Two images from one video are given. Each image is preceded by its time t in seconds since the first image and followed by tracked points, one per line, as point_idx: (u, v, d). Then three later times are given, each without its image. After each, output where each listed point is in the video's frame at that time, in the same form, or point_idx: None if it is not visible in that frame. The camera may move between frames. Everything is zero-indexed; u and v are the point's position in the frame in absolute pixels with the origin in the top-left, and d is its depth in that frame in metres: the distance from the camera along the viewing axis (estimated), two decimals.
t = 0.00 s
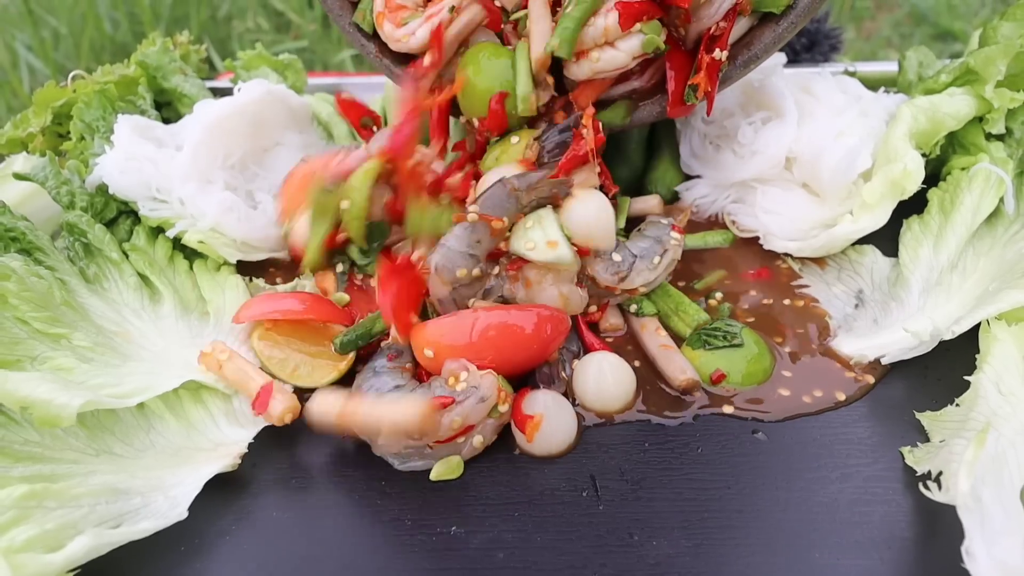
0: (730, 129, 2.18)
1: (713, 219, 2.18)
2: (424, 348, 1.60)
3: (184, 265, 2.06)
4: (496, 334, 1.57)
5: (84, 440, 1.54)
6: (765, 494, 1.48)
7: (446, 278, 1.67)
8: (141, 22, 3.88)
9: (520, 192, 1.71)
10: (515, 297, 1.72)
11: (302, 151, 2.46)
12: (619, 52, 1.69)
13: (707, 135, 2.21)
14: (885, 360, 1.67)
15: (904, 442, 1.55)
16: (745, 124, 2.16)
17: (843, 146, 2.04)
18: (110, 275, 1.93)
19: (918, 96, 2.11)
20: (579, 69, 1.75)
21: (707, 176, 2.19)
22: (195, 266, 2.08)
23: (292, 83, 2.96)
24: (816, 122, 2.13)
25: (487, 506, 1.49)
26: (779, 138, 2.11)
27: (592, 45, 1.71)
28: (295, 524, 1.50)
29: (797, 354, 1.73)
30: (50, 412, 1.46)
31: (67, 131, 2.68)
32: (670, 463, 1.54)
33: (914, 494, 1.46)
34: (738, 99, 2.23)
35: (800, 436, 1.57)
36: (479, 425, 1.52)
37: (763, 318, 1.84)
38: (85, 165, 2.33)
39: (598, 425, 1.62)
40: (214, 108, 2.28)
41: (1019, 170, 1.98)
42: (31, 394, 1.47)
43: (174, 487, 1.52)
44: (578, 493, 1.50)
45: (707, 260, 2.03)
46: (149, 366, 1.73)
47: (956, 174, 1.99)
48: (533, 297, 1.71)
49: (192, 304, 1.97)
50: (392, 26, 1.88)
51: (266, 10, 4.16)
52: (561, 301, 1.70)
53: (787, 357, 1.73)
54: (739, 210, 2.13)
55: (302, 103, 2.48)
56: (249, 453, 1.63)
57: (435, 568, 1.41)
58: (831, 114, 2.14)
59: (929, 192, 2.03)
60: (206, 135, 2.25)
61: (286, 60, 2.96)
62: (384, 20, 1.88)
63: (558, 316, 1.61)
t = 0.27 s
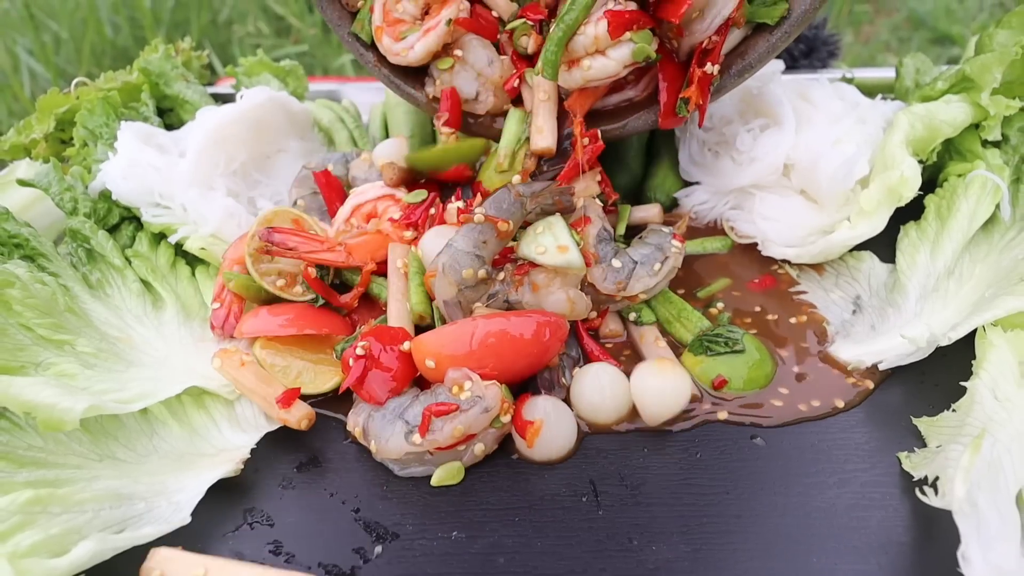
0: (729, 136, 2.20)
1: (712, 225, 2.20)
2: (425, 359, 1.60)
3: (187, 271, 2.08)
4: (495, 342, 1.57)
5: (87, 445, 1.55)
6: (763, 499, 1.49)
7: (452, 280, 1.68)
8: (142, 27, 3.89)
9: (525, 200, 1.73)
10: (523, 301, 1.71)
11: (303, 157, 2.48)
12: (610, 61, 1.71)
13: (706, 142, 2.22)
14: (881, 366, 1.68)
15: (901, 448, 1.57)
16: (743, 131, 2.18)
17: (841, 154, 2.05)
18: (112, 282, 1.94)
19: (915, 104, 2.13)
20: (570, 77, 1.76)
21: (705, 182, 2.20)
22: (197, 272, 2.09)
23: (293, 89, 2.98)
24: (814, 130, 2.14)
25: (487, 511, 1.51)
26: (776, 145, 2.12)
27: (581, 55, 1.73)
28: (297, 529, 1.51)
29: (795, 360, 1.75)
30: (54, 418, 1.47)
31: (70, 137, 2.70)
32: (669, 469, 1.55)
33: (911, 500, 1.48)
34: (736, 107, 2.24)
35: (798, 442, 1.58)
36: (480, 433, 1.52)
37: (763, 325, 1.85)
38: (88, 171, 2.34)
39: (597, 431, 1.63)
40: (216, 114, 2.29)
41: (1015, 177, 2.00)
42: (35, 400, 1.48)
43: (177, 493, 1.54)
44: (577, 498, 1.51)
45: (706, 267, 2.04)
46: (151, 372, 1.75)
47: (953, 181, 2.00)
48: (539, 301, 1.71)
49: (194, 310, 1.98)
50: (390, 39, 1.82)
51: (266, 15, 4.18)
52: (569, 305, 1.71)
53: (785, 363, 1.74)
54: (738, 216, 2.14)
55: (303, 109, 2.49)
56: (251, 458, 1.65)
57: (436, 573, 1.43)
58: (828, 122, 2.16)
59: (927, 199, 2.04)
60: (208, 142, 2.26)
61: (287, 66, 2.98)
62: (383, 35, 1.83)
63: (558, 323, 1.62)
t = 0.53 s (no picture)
0: (728, 139, 2.20)
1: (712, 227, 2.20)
2: (426, 362, 1.61)
3: (188, 274, 2.08)
4: (497, 345, 1.58)
5: (89, 447, 1.55)
6: (764, 501, 1.49)
7: (453, 282, 1.68)
8: (142, 29, 3.91)
9: (524, 201, 1.76)
10: (523, 303, 1.71)
11: (304, 160, 2.49)
12: (595, 91, 1.70)
13: (705, 146, 2.23)
14: (881, 368, 1.69)
15: (901, 449, 1.57)
16: (742, 134, 2.18)
17: (840, 157, 2.07)
18: (114, 284, 1.95)
19: (914, 107, 2.14)
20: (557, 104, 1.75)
21: (705, 185, 2.21)
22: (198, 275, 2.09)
23: (294, 92, 2.98)
24: (814, 133, 2.15)
25: (489, 512, 1.51)
26: (776, 148, 2.14)
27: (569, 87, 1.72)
28: (299, 531, 1.51)
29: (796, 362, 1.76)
30: (57, 420, 1.48)
31: (71, 140, 2.71)
32: (669, 470, 1.55)
33: (911, 502, 1.48)
34: (736, 110, 2.24)
35: (798, 444, 1.59)
36: (482, 435, 1.53)
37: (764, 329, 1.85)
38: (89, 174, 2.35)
39: (598, 434, 1.63)
40: (218, 117, 2.30)
41: (1014, 180, 2.01)
42: (38, 402, 1.49)
43: (180, 495, 1.55)
44: (578, 500, 1.52)
45: (706, 270, 2.05)
46: (153, 374, 1.75)
47: (952, 184, 2.01)
48: (539, 304, 1.71)
49: (196, 313, 1.98)
50: (388, 49, 1.84)
51: (266, 18, 4.19)
52: (570, 307, 1.70)
53: (786, 366, 1.74)
54: (738, 219, 2.15)
55: (304, 112, 2.50)
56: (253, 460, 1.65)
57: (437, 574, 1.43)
58: (828, 125, 2.17)
59: (926, 202, 2.05)
60: (209, 145, 2.27)
61: (288, 70, 2.98)
62: (381, 44, 1.85)
63: (558, 326, 1.63)
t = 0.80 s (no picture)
0: (728, 142, 2.18)
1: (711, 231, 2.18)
2: (427, 366, 1.61)
3: (189, 277, 2.08)
4: (498, 349, 1.58)
5: (91, 451, 1.55)
6: (765, 505, 1.49)
7: (457, 284, 1.69)
8: (141, 32, 3.91)
9: (533, 207, 1.78)
10: (526, 308, 1.71)
11: (305, 163, 2.49)
12: (631, 153, 1.77)
13: (706, 148, 2.18)
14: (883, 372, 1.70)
15: (902, 453, 1.57)
16: (743, 137, 2.17)
17: (839, 160, 2.10)
18: (115, 288, 1.94)
19: (914, 111, 2.14)
20: (591, 160, 1.78)
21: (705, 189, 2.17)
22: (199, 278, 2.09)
23: (294, 95, 2.98)
24: (814, 136, 2.16)
25: (490, 516, 1.51)
26: (776, 152, 2.12)
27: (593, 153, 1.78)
28: (300, 535, 1.51)
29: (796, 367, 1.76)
30: (58, 424, 1.48)
31: (72, 144, 2.71)
32: (671, 474, 1.55)
33: (912, 506, 1.48)
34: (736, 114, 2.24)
35: (799, 447, 1.59)
36: (484, 439, 1.53)
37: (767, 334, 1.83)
38: (90, 177, 2.35)
39: (599, 438, 1.63)
40: (219, 120, 2.30)
41: (1014, 183, 2.01)
42: (40, 406, 1.49)
43: (181, 498, 1.55)
44: (580, 504, 1.52)
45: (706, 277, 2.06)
46: (155, 378, 1.75)
47: (952, 188, 2.01)
48: (541, 310, 1.70)
49: (197, 316, 1.98)
50: (377, 94, 1.89)
51: (265, 21, 4.19)
52: (570, 314, 1.71)
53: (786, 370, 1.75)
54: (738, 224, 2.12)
55: (305, 116, 2.51)
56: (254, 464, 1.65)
57: None
58: (828, 128, 2.18)
59: (926, 205, 2.05)
60: (210, 149, 2.27)
61: (288, 73, 2.99)
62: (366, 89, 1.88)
63: (559, 329, 1.63)
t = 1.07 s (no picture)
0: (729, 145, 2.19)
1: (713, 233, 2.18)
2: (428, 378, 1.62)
3: (189, 280, 2.08)
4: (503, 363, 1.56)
5: (91, 455, 1.55)
6: (767, 508, 1.49)
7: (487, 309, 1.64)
8: (140, 34, 3.91)
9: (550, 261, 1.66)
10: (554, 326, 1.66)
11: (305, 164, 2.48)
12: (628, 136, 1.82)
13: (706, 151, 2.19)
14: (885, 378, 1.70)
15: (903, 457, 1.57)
16: (743, 140, 2.17)
17: (840, 162, 2.08)
18: (115, 290, 1.94)
19: (915, 114, 2.15)
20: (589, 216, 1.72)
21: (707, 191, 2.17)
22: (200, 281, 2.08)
23: (294, 97, 2.98)
24: (815, 138, 2.16)
25: (492, 520, 1.51)
26: (777, 155, 2.12)
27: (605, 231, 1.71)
28: (301, 540, 1.51)
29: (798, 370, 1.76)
30: (59, 428, 1.48)
31: (72, 146, 2.70)
32: (673, 478, 1.55)
33: (914, 510, 1.48)
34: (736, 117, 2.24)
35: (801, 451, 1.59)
36: (477, 453, 1.54)
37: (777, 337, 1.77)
38: (90, 179, 2.34)
39: (602, 442, 1.62)
40: (220, 122, 2.30)
41: (1015, 187, 2.02)
42: (40, 410, 1.49)
43: (182, 502, 1.55)
44: (581, 508, 1.52)
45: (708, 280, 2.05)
46: (155, 382, 1.75)
47: (952, 191, 2.02)
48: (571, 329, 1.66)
49: (197, 319, 1.98)
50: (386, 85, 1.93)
51: (264, 23, 4.19)
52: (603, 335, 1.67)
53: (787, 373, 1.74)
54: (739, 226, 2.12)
55: (305, 118, 2.51)
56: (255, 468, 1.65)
57: None
58: (829, 130, 2.17)
59: (926, 209, 2.05)
60: (211, 151, 2.27)
61: (288, 76, 2.99)
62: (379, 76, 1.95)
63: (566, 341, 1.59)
